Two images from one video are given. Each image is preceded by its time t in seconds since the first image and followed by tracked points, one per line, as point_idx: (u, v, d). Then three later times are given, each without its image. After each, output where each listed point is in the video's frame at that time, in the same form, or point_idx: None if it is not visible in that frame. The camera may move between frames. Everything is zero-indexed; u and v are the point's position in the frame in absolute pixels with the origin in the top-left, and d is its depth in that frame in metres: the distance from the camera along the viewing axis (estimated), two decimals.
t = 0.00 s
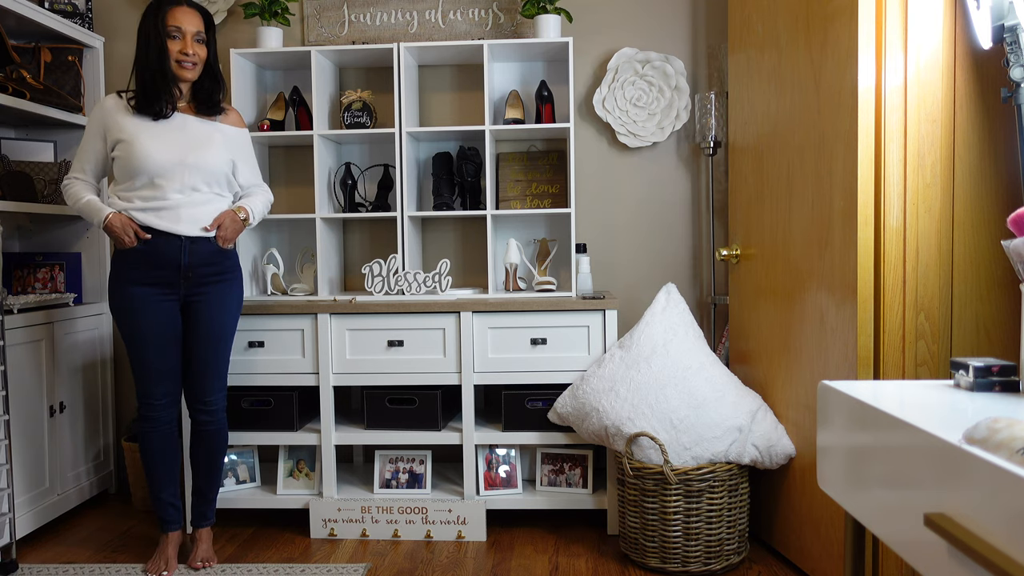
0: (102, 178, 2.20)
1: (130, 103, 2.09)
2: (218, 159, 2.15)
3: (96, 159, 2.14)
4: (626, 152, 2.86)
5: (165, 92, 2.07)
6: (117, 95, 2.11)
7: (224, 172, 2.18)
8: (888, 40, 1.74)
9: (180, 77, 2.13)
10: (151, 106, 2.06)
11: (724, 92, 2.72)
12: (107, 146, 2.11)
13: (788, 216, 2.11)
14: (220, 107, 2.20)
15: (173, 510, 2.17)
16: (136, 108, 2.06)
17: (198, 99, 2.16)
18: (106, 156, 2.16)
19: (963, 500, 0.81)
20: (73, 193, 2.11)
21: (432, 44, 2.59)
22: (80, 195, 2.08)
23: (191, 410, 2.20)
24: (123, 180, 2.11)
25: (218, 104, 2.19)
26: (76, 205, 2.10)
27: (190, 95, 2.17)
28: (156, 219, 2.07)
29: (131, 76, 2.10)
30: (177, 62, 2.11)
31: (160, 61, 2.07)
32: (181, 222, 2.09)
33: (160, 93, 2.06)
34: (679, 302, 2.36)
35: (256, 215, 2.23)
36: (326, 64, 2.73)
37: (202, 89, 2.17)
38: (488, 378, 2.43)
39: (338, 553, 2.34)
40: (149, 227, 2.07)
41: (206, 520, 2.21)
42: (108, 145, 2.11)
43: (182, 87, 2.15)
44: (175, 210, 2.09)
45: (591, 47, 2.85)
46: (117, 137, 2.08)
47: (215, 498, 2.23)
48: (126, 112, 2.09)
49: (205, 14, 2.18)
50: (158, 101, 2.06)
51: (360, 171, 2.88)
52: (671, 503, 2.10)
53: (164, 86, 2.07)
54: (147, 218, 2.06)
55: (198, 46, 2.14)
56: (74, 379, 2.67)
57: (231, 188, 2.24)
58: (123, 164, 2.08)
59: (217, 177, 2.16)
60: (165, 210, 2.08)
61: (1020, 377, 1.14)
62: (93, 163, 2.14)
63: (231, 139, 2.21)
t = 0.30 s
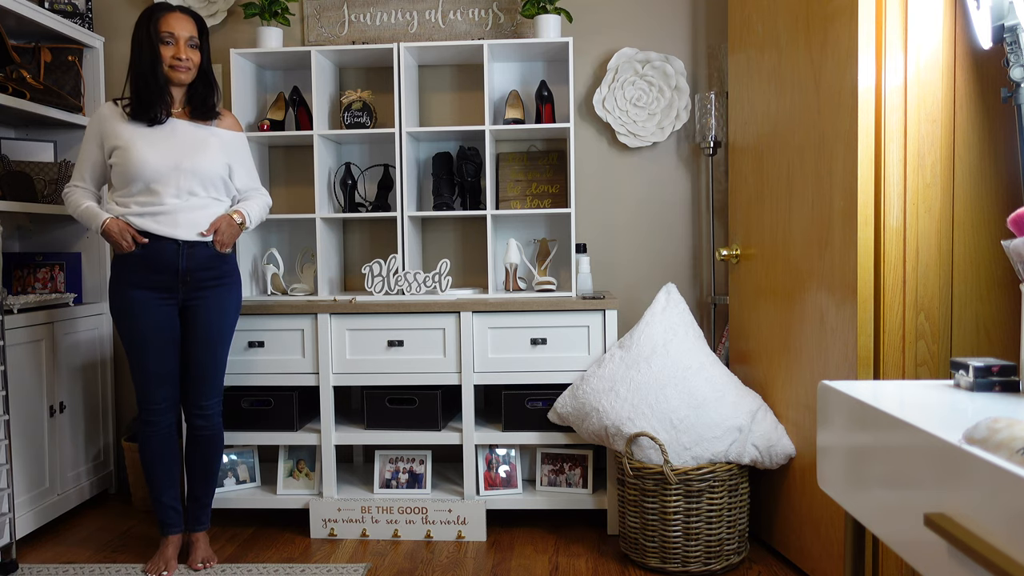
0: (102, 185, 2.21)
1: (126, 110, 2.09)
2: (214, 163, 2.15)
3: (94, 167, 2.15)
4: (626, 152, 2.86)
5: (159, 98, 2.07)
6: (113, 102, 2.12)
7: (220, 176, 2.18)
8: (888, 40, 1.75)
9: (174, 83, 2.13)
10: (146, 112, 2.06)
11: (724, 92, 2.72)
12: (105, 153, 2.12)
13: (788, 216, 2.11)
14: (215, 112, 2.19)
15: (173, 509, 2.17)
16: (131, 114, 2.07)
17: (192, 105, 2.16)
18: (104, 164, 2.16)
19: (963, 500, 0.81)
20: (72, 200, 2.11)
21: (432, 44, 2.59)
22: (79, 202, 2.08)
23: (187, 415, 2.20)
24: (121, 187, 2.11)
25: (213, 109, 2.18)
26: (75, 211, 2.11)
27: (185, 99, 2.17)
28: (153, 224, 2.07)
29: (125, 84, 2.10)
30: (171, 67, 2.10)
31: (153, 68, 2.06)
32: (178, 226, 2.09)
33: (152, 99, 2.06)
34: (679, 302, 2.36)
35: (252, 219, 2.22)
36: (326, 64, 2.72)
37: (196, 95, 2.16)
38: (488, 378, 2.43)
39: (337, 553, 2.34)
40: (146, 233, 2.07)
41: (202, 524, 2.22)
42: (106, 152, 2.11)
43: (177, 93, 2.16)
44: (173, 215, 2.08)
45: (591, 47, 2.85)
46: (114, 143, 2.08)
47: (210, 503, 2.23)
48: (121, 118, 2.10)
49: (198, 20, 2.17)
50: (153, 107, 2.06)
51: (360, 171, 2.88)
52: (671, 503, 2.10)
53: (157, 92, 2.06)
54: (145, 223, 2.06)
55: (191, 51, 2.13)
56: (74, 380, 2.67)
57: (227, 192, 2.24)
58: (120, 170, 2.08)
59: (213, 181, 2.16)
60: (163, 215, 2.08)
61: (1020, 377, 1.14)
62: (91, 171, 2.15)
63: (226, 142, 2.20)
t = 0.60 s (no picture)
0: (101, 187, 2.21)
1: (125, 112, 2.09)
2: (213, 164, 2.15)
3: (94, 169, 2.15)
4: (626, 152, 2.86)
5: (157, 100, 2.07)
6: (112, 104, 2.13)
7: (220, 177, 2.18)
8: (888, 40, 1.74)
9: (172, 86, 2.13)
10: (145, 115, 2.06)
11: (724, 92, 2.72)
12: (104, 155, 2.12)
13: (788, 216, 2.11)
14: (213, 114, 2.19)
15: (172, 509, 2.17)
16: (130, 117, 2.07)
17: (190, 107, 2.16)
18: (103, 166, 2.16)
19: (963, 500, 0.81)
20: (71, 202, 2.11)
21: (432, 45, 2.59)
22: (79, 203, 2.09)
23: (187, 416, 2.20)
24: (120, 189, 2.11)
25: (211, 111, 2.18)
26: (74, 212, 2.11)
27: (184, 102, 2.17)
28: (152, 225, 2.07)
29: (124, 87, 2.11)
30: (169, 69, 2.10)
31: (151, 70, 2.07)
32: (178, 227, 2.09)
33: (150, 102, 2.06)
34: (679, 302, 2.36)
35: (250, 219, 2.23)
36: (326, 64, 2.72)
37: (195, 97, 2.16)
38: (488, 378, 2.43)
39: (337, 553, 2.34)
40: (146, 234, 2.07)
41: (202, 525, 2.22)
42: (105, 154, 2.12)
43: (175, 96, 2.16)
44: (172, 216, 2.08)
45: (591, 47, 2.85)
46: (114, 146, 2.09)
47: (210, 503, 2.23)
48: (121, 120, 2.10)
49: (196, 22, 2.17)
50: (153, 110, 2.07)
51: (360, 171, 2.88)
52: (671, 503, 2.10)
53: (156, 94, 2.06)
54: (143, 224, 2.06)
55: (189, 53, 2.12)
56: (74, 380, 2.67)
57: (226, 193, 2.24)
58: (119, 172, 2.08)
59: (212, 182, 2.16)
60: (162, 216, 2.08)
61: (1021, 377, 1.14)
62: (90, 173, 2.15)
63: (225, 143, 2.20)
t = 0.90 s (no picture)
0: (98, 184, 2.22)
1: (122, 112, 2.09)
2: (211, 164, 2.15)
3: (91, 168, 2.15)
4: (626, 152, 2.86)
5: (155, 101, 2.07)
6: (110, 104, 2.12)
7: (218, 177, 2.18)
8: (888, 40, 1.74)
9: (169, 87, 2.13)
10: (144, 115, 2.06)
11: (724, 92, 2.72)
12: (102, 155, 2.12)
13: (788, 216, 2.11)
14: (210, 114, 2.19)
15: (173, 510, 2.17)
16: (127, 118, 2.07)
17: (187, 108, 2.16)
18: (101, 165, 2.17)
19: (963, 500, 0.81)
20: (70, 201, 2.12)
21: (432, 45, 2.59)
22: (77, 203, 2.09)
23: (187, 417, 2.20)
24: (118, 188, 2.11)
25: (208, 112, 2.18)
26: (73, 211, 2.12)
27: (181, 103, 2.17)
28: (150, 225, 2.07)
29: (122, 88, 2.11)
30: (166, 69, 2.10)
31: (148, 71, 2.07)
32: (175, 227, 2.09)
33: (148, 102, 2.06)
34: (679, 302, 2.36)
35: (249, 219, 2.24)
36: (326, 64, 2.72)
37: (192, 98, 2.16)
38: (488, 378, 2.43)
39: (338, 553, 2.34)
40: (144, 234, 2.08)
41: (201, 526, 2.22)
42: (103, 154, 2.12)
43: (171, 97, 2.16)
44: (169, 216, 2.09)
45: (591, 47, 2.85)
46: (111, 146, 2.09)
47: (209, 504, 2.23)
48: (119, 121, 2.10)
49: (193, 23, 2.17)
50: (151, 111, 2.07)
51: (360, 171, 2.88)
52: (671, 503, 2.10)
53: (153, 94, 2.07)
54: (141, 224, 2.06)
55: (186, 54, 2.12)
56: (74, 380, 2.67)
57: (225, 193, 2.23)
58: (116, 172, 2.08)
59: (210, 182, 2.16)
60: (159, 216, 2.08)
61: (1020, 377, 1.14)
62: (88, 172, 2.15)
63: (224, 143, 2.20)
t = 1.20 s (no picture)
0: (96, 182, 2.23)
1: (120, 112, 2.10)
2: (209, 164, 2.14)
3: (88, 165, 2.16)
4: (626, 152, 2.86)
5: (150, 99, 2.07)
6: (108, 103, 2.12)
7: (216, 176, 2.17)
8: (888, 40, 1.75)
9: (165, 84, 2.13)
10: (141, 114, 2.06)
11: (724, 92, 2.72)
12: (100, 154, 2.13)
13: (788, 216, 2.11)
14: (208, 111, 2.18)
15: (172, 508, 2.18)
16: (124, 117, 2.08)
17: (184, 105, 2.15)
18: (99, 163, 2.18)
19: (963, 500, 0.81)
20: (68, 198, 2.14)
21: (432, 45, 2.59)
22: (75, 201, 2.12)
23: (187, 417, 2.20)
24: (116, 187, 2.12)
25: (205, 108, 2.17)
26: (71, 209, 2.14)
27: (178, 100, 2.17)
28: (147, 225, 2.07)
29: (118, 88, 2.11)
30: (161, 67, 2.09)
31: (142, 69, 2.07)
32: (173, 227, 2.09)
33: (145, 101, 2.06)
34: (679, 302, 2.36)
35: (249, 220, 2.24)
36: (326, 64, 2.72)
37: (188, 95, 2.15)
38: (488, 378, 2.43)
39: (338, 553, 2.34)
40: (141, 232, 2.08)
41: (201, 526, 2.23)
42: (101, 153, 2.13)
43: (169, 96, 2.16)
44: (167, 215, 2.08)
45: (591, 47, 2.85)
46: (110, 146, 2.09)
47: (209, 504, 2.23)
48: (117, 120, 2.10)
49: (188, 20, 2.16)
50: (147, 110, 2.07)
51: (360, 171, 2.88)
52: (671, 503, 2.10)
53: (148, 93, 2.06)
54: (139, 224, 2.06)
55: (181, 50, 2.11)
56: (74, 379, 2.66)
57: (224, 193, 2.23)
58: (114, 171, 2.09)
59: (208, 181, 2.15)
60: (157, 216, 2.08)
61: (1020, 377, 1.14)
62: (86, 170, 2.16)
63: (222, 142, 2.20)
